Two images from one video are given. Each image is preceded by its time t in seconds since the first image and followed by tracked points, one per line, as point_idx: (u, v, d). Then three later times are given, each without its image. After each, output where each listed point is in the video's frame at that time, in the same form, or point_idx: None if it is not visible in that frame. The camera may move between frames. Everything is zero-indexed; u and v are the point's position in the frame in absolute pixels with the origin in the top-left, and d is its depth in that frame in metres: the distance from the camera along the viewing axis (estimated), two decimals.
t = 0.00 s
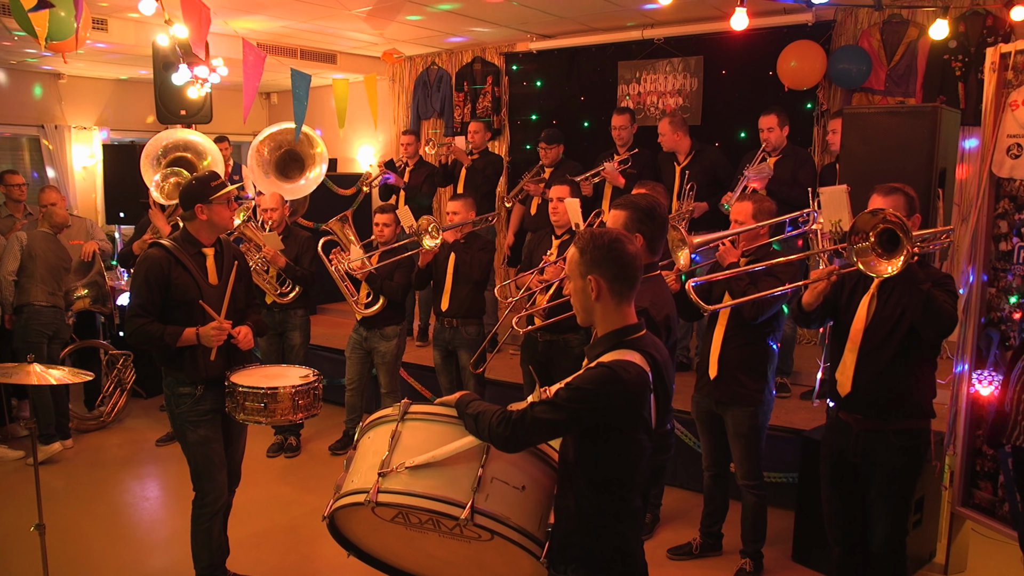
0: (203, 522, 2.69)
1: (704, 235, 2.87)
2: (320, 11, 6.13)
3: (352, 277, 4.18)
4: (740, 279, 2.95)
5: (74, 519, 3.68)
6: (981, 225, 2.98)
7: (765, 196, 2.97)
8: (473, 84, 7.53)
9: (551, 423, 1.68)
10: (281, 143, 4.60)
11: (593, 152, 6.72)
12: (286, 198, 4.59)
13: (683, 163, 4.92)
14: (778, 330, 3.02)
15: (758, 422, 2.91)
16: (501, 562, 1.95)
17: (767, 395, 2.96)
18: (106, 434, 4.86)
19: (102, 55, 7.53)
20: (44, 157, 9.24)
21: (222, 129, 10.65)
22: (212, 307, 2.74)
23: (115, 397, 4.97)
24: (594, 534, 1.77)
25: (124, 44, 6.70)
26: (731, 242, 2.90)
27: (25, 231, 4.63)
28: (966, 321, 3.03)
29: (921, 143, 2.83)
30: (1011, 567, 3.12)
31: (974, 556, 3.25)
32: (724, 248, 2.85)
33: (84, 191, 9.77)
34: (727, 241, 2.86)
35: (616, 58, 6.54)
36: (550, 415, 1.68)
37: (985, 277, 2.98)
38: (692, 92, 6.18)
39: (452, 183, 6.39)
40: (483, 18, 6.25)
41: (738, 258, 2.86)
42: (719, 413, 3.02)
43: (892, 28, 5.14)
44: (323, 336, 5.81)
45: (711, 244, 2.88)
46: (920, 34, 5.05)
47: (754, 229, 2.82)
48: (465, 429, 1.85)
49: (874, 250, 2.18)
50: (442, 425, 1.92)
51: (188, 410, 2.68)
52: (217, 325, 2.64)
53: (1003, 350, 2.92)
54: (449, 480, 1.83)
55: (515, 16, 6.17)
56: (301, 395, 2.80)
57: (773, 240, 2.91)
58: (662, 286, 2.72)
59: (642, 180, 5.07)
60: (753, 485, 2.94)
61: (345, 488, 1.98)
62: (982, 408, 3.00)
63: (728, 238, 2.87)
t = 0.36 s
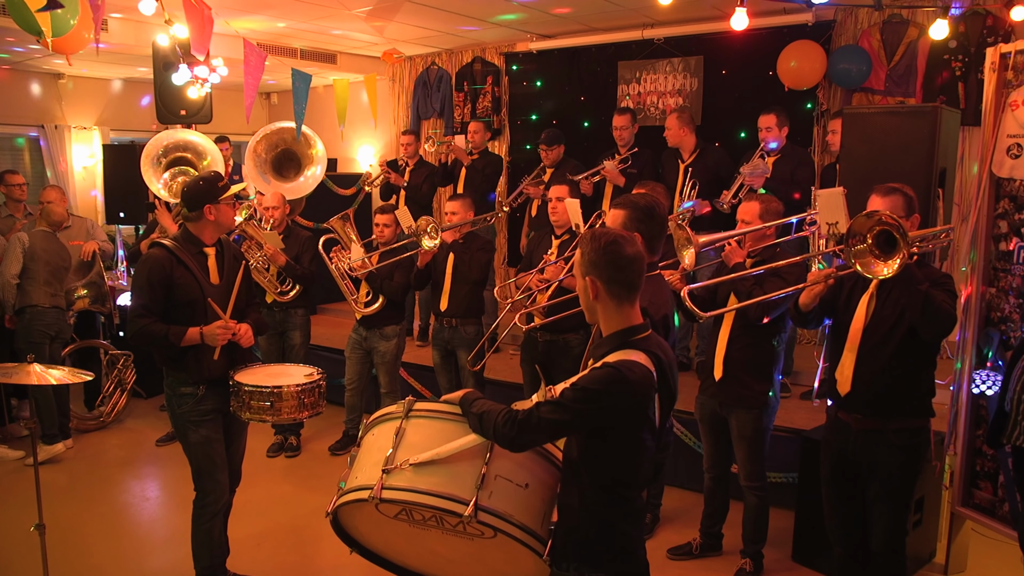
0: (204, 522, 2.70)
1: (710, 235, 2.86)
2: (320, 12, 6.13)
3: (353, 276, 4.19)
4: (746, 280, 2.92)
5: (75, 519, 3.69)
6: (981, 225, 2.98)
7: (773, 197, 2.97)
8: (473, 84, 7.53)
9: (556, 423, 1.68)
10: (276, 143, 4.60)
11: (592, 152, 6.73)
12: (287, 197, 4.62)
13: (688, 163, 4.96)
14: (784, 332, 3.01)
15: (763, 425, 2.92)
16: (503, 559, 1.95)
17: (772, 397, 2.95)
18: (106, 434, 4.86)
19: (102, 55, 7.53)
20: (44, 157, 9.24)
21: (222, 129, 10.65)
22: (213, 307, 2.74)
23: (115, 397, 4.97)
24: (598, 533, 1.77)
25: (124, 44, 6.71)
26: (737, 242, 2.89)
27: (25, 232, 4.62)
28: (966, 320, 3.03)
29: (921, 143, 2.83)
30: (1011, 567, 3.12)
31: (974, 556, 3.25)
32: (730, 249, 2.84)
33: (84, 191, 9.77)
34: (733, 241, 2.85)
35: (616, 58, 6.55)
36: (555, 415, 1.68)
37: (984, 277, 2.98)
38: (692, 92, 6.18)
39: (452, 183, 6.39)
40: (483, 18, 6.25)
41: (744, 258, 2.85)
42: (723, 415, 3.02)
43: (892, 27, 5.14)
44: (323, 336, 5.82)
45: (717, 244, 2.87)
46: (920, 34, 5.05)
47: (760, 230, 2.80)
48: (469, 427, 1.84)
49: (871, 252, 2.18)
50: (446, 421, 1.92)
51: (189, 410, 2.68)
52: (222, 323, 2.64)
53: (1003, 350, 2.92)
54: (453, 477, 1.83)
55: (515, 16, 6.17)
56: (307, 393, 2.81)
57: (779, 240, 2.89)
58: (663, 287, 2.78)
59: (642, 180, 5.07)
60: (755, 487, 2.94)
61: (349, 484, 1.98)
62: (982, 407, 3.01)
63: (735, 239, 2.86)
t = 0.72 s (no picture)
0: (205, 522, 2.69)
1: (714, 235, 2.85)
2: (320, 11, 6.13)
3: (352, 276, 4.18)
4: (751, 281, 2.94)
5: (75, 519, 3.68)
6: (980, 225, 2.98)
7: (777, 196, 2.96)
8: (473, 84, 7.53)
9: (558, 423, 1.68)
10: (275, 143, 4.59)
11: (593, 152, 6.73)
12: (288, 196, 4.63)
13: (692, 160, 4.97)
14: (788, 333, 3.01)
15: (766, 427, 2.92)
16: (503, 557, 1.95)
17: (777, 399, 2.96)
18: (106, 434, 4.86)
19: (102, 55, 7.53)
20: (44, 157, 9.24)
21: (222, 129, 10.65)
22: (213, 308, 2.73)
23: (115, 397, 4.97)
24: (598, 533, 1.77)
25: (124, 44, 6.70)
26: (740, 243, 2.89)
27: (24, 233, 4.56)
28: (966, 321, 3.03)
29: (922, 143, 2.83)
30: (1011, 567, 3.12)
31: (974, 556, 3.25)
32: (734, 249, 2.83)
33: (84, 191, 9.77)
34: (737, 241, 2.84)
35: (616, 58, 6.55)
36: (556, 415, 1.68)
37: (984, 277, 2.98)
38: (692, 92, 6.17)
39: (452, 184, 6.39)
40: (483, 18, 6.25)
41: (748, 259, 2.84)
42: (726, 415, 3.01)
43: (892, 28, 5.14)
44: (323, 336, 5.82)
45: (721, 244, 2.86)
46: (920, 34, 5.05)
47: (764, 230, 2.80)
48: (469, 426, 1.84)
49: (868, 253, 2.18)
50: (447, 419, 1.91)
51: (190, 410, 2.68)
52: (227, 325, 2.65)
53: (1003, 350, 2.91)
54: (453, 475, 1.83)
55: (515, 16, 6.16)
56: (312, 392, 2.83)
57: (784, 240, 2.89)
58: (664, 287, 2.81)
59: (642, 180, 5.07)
60: (757, 488, 2.94)
61: (349, 481, 1.97)
62: (982, 407, 3.00)
63: (739, 239, 2.85)
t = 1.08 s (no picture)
0: (205, 523, 2.69)
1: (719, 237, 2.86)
2: (320, 11, 6.13)
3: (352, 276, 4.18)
4: (754, 281, 2.94)
5: (75, 519, 3.69)
6: (980, 225, 2.98)
7: (782, 197, 2.95)
8: (473, 84, 7.53)
9: (557, 422, 1.68)
10: (276, 143, 4.59)
11: (593, 152, 6.73)
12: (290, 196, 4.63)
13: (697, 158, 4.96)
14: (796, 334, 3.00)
15: (772, 428, 2.92)
16: (502, 557, 1.95)
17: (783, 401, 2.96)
18: (106, 434, 4.86)
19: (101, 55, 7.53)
20: (44, 157, 9.25)
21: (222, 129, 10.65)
22: (212, 309, 2.73)
23: (115, 397, 4.97)
24: (598, 533, 1.77)
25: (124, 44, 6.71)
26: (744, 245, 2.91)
27: (21, 239, 4.56)
28: (966, 321, 3.03)
29: (922, 143, 2.83)
30: (1012, 567, 3.12)
31: (974, 556, 3.25)
32: (739, 251, 2.85)
33: (84, 191, 9.77)
34: (741, 243, 2.86)
35: (616, 58, 6.55)
36: (556, 415, 1.68)
37: (984, 277, 2.98)
38: (692, 92, 6.18)
39: (452, 184, 6.39)
40: (483, 18, 6.25)
41: (752, 260, 2.88)
42: (732, 416, 3.01)
43: (892, 27, 5.14)
44: (323, 336, 5.82)
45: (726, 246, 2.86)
46: (920, 34, 5.05)
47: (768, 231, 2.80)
48: (469, 426, 1.84)
49: (866, 254, 2.18)
50: (446, 419, 1.92)
51: (189, 411, 2.68)
52: (219, 322, 2.60)
53: (1003, 350, 2.92)
54: (453, 475, 1.83)
55: (515, 16, 6.16)
56: (312, 396, 2.82)
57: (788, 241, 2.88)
58: (664, 288, 2.83)
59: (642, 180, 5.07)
60: (761, 488, 2.94)
61: (348, 482, 1.97)
62: (982, 408, 3.00)
63: (743, 241, 2.86)
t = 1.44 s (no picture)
0: (205, 523, 2.69)
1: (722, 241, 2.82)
2: (320, 11, 6.13)
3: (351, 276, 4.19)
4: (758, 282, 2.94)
5: (75, 519, 3.69)
6: (981, 225, 2.98)
7: (786, 198, 2.96)
8: (473, 84, 7.52)
9: (560, 420, 1.68)
10: (277, 143, 4.59)
11: (593, 152, 6.73)
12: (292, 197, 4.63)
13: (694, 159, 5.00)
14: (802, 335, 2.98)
15: (776, 428, 2.92)
16: (503, 558, 1.95)
17: (789, 402, 2.95)
18: (106, 434, 4.86)
19: (101, 55, 7.53)
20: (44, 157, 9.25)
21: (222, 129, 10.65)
22: (203, 311, 2.72)
23: (115, 397, 4.97)
24: (599, 532, 1.77)
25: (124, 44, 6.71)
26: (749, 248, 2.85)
27: (24, 241, 4.53)
28: (966, 320, 3.03)
29: (922, 143, 2.83)
30: (1011, 567, 3.12)
31: (974, 556, 3.25)
32: (743, 255, 2.77)
33: (84, 191, 9.77)
34: (745, 246, 2.79)
35: (616, 58, 6.55)
36: (559, 413, 1.68)
37: (984, 277, 2.98)
38: (692, 92, 6.18)
39: (452, 184, 6.39)
40: (483, 18, 6.25)
41: (756, 263, 2.79)
42: (736, 416, 3.01)
43: (892, 28, 5.14)
44: (323, 336, 5.82)
45: (729, 248, 2.81)
46: (921, 34, 5.05)
47: (772, 233, 2.79)
48: (471, 425, 1.84)
49: (866, 253, 2.18)
50: (447, 419, 1.91)
51: (190, 411, 2.68)
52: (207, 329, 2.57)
53: (1003, 350, 2.92)
54: (454, 475, 1.82)
55: (515, 16, 6.16)
56: (306, 401, 2.77)
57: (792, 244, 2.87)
58: (662, 289, 2.79)
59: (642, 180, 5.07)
60: (764, 488, 2.94)
61: (349, 482, 1.97)
62: (983, 408, 3.00)
63: (747, 244, 2.80)
